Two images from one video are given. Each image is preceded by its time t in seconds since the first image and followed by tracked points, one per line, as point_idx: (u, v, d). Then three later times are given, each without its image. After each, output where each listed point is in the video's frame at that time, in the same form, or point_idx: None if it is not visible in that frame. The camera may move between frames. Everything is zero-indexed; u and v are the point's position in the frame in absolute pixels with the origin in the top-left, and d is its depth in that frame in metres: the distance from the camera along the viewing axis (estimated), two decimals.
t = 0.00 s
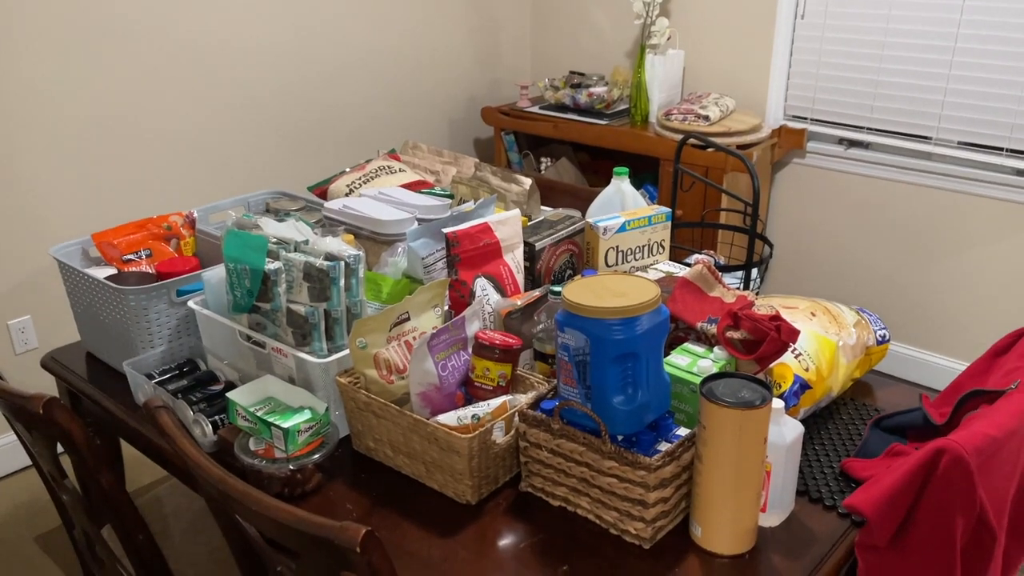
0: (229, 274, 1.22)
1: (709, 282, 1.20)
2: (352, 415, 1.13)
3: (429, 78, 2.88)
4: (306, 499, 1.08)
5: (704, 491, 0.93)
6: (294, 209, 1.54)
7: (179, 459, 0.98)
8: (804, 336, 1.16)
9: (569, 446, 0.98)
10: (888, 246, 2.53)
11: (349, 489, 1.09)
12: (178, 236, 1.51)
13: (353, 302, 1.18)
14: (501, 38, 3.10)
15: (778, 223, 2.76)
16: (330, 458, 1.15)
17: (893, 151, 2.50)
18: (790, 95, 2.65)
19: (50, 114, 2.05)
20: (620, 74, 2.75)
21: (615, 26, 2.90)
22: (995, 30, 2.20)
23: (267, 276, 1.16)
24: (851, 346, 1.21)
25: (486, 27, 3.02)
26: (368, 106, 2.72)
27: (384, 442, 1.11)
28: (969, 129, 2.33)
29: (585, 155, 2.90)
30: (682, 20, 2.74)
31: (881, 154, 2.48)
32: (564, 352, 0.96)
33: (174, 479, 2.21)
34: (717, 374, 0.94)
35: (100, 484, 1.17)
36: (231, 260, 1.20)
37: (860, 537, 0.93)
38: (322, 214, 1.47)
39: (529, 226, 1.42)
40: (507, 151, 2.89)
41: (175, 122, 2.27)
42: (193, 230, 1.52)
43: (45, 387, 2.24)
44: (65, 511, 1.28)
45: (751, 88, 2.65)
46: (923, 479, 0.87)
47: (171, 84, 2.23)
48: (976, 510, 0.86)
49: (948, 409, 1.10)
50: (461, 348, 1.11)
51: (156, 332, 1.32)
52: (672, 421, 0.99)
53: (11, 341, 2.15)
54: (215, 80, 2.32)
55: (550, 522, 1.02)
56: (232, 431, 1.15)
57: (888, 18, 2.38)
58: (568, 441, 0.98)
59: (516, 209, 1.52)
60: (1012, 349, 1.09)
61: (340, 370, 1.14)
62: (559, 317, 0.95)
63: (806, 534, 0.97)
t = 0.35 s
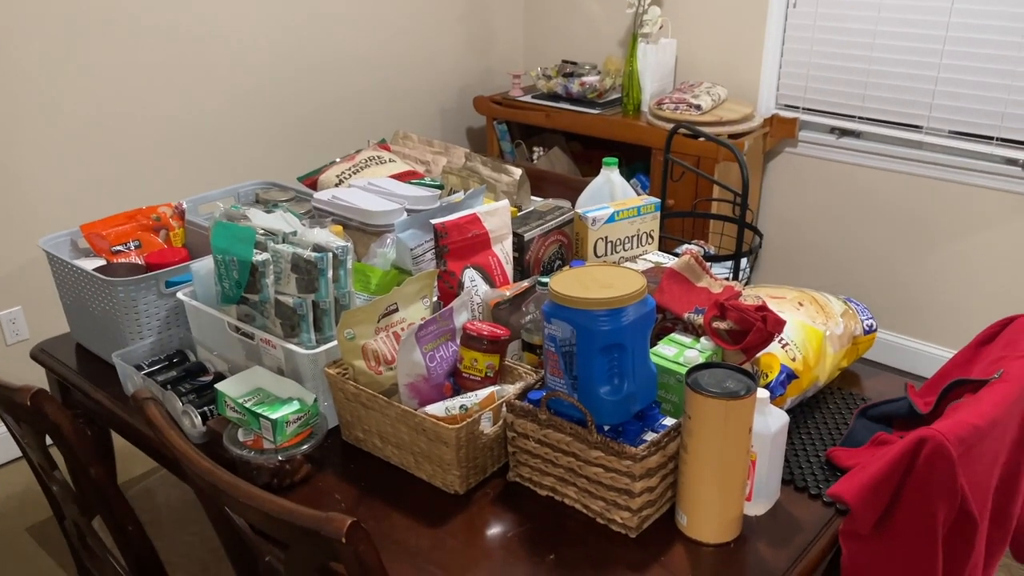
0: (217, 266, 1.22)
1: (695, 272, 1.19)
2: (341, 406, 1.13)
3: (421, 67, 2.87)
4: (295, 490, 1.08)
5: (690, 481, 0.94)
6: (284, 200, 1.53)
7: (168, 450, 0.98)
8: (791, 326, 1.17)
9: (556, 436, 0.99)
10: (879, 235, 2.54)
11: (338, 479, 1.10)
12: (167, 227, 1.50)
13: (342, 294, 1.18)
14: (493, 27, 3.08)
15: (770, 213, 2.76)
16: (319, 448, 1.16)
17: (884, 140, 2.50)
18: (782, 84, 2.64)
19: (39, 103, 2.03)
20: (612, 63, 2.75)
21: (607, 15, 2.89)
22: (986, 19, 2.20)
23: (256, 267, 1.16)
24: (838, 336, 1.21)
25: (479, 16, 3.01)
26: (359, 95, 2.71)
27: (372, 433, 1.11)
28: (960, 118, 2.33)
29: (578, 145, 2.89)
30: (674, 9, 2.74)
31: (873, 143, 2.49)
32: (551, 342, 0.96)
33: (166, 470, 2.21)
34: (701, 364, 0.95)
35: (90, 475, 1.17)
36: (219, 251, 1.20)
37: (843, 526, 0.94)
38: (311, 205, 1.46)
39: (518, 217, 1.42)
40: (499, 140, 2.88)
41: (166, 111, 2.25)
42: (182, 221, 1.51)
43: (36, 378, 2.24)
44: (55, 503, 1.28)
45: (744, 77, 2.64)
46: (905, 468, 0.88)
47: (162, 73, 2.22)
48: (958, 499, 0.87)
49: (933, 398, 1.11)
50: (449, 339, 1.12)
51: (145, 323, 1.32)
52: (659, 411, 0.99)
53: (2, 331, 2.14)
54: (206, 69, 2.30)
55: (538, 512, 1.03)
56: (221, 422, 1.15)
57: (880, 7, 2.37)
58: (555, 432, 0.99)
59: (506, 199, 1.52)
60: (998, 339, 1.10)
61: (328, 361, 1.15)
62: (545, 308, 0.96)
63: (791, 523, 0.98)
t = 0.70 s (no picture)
0: (209, 260, 1.21)
1: (688, 266, 1.20)
2: (334, 401, 1.13)
3: (414, 59, 2.85)
4: (288, 484, 1.08)
5: (682, 474, 0.94)
6: (276, 193, 1.53)
7: (160, 445, 0.98)
8: (783, 320, 1.17)
9: (549, 431, 0.99)
10: (872, 227, 2.54)
11: (330, 473, 1.10)
12: (159, 221, 1.49)
13: (334, 288, 1.18)
14: (487, 19, 3.07)
15: (763, 205, 2.77)
16: (312, 442, 1.15)
17: (877, 132, 2.51)
18: (776, 76, 2.64)
19: (29, 94, 2.02)
20: (606, 55, 2.74)
21: (601, 7, 2.88)
22: (980, 12, 2.20)
23: (248, 262, 1.16)
24: (830, 329, 1.22)
25: (472, 7, 2.99)
26: (352, 87, 2.70)
27: (365, 427, 1.11)
28: (953, 110, 2.33)
29: (571, 137, 2.89)
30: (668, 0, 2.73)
31: (866, 136, 2.49)
32: (543, 337, 0.97)
33: (158, 464, 2.21)
34: (693, 359, 0.95)
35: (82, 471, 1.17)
36: (212, 246, 1.19)
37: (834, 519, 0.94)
38: (304, 198, 1.46)
39: (511, 210, 1.42)
40: (493, 132, 2.87)
41: (157, 102, 2.24)
42: (174, 215, 1.51)
43: (27, 372, 2.23)
44: (48, 498, 1.28)
45: (737, 69, 2.64)
46: (896, 461, 0.89)
47: (153, 63, 2.20)
48: (947, 491, 0.88)
49: (924, 390, 1.11)
50: (442, 333, 1.12)
51: (137, 318, 1.31)
52: (651, 405, 0.99)
53: None
54: (198, 60, 2.29)
55: (530, 506, 1.03)
56: (214, 417, 1.14)
57: None
58: (548, 425, 0.99)
59: (499, 192, 1.51)
60: (989, 332, 1.10)
61: (321, 356, 1.15)
62: (538, 303, 0.95)
63: (783, 516, 0.99)
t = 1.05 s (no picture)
0: (204, 256, 1.20)
1: (687, 261, 1.19)
2: (331, 398, 1.12)
3: (410, 54, 2.84)
4: (285, 482, 1.07)
5: (682, 471, 0.94)
6: (271, 187, 1.52)
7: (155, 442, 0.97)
8: (783, 316, 1.17)
9: (548, 427, 0.98)
10: (868, 223, 2.54)
11: (327, 470, 1.09)
12: (153, 216, 1.48)
13: (331, 284, 1.17)
14: (483, 13, 3.05)
15: (759, 201, 2.76)
16: (308, 439, 1.15)
17: (873, 128, 2.50)
18: (772, 72, 2.64)
19: (21, 87, 1.99)
20: (602, 50, 2.74)
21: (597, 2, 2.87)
22: (977, 7, 2.19)
23: (243, 257, 1.15)
24: (829, 325, 1.21)
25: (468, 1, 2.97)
26: (347, 82, 2.68)
27: (363, 424, 1.10)
28: (950, 106, 2.33)
29: (568, 133, 2.88)
30: None
31: (862, 131, 2.49)
32: (542, 333, 0.96)
33: (154, 461, 2.19)
34: (694, 355, 0.94)
35: (76, 468, 1.16)
36: (207, 241, 1.18)
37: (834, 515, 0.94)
38: (299, 193, 1.44)
39: (508, 206, 1.41)
40: (488, 128, 2.87)
41: (150, 96, 2.22)
42: (168, 210, 1.49)
43: (20, 369, 2.21)
44: (42, 495, 1.27)
45: (734, 64, 2.63)
46: (898, 457, 0.88)
47: (146, 57, 2.18)
48: (949, 488, 0.87)
49: (923, 387, 1.11)
50: (440, 329, 1.11)
51: (131, 314, 1.30)
52: (651, 401, 0.99)
53: None
54: (192, 53, 2.27)
55: (529, 503, 1.03)
56: (209, 414, 1.13)
57: None
58: (547, 422, 0.98)
59: (496, 187, 1.51)
60: (988, 328, 1.10)
61: (318, 352, 1.14)
62: (537, 298, 0.95)
63: (783, 512, 0.98)
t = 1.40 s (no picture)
0: (196, 258, 1.19)
1: (682, 264, 1.19)
2: (324, 401, 1.11)
3: (405, 55, 2.82)
4: (277, 486, 1.06)
5: (676, 475, 0.93)
6: (264, 189, 1.51)
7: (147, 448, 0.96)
8: (777, 318, 1.16)
9: (541, 431, 0.98)
10: (863, 226, 2.54)
11: (320, 474, 1.08)
12: (145, 217, 1.47)
13: (324, 286, 1.16)
14: (478, 14, 3.04)
15: (754, 203, 2.76)
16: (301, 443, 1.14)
17: (868, 130, 2.51)
18: (767, 74, 2.64)
19: (18, 87, 1.93)
20: (597, 52, 2.73)
21: (593, 4, 2.87)
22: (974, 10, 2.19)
23: (236, 259, 1.14)
24: (824, 328, 1.21)
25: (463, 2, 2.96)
26: (344, 83, 2.66)
27: (355, 427, 1.10)
28: (945, 109, 2.33)
29: (562, 135, 2.88)
30: None
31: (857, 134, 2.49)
32: (536, 336, 0.95)
33: (146, 465, 2.18)
34: (688, 358, 0.94)
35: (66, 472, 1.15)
36: (199, 243, 1.17)
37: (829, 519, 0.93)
38: (292, 195, 1.43)
39: (503, 208, 1.41)
40: (483, 129, 2.86)
41: (149, 96, 2.17)
42: (160, 212, 1.48)
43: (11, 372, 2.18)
44: (32, 499, 1.25)
45: (730, 66, 2.63)
46: (893, 461, 0.88)
47: (145, 56, 2.13)
48: (944, 492, 0.87)
49: (918, 390, 1.11)
50: (433, 332, 1.10)
51: (122, 317, 1.29)
52: (645, 404, 0.98)
53: None
54: (191, 52, 2.23)
55: (523, 507, 1.02)
56: (201, 417, 1.12)
57: None
58: (540, 426, 0.98)
59: (490, 190, 1.50)
60: (983, 331, 1.10)
61: (310, 355, 1.13)
62: (531, 301, 0.94)
63: (777, 516, 0.98)
